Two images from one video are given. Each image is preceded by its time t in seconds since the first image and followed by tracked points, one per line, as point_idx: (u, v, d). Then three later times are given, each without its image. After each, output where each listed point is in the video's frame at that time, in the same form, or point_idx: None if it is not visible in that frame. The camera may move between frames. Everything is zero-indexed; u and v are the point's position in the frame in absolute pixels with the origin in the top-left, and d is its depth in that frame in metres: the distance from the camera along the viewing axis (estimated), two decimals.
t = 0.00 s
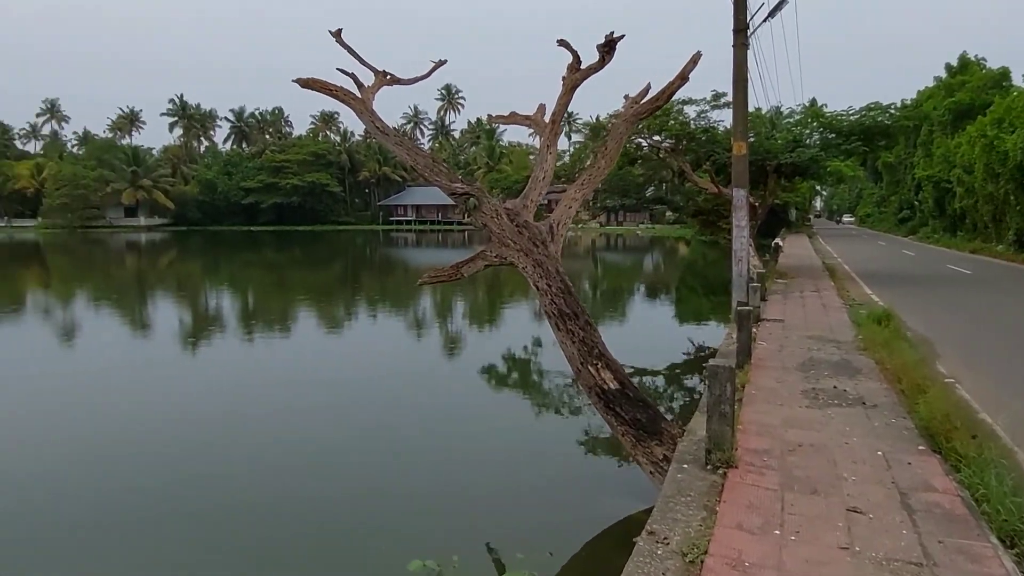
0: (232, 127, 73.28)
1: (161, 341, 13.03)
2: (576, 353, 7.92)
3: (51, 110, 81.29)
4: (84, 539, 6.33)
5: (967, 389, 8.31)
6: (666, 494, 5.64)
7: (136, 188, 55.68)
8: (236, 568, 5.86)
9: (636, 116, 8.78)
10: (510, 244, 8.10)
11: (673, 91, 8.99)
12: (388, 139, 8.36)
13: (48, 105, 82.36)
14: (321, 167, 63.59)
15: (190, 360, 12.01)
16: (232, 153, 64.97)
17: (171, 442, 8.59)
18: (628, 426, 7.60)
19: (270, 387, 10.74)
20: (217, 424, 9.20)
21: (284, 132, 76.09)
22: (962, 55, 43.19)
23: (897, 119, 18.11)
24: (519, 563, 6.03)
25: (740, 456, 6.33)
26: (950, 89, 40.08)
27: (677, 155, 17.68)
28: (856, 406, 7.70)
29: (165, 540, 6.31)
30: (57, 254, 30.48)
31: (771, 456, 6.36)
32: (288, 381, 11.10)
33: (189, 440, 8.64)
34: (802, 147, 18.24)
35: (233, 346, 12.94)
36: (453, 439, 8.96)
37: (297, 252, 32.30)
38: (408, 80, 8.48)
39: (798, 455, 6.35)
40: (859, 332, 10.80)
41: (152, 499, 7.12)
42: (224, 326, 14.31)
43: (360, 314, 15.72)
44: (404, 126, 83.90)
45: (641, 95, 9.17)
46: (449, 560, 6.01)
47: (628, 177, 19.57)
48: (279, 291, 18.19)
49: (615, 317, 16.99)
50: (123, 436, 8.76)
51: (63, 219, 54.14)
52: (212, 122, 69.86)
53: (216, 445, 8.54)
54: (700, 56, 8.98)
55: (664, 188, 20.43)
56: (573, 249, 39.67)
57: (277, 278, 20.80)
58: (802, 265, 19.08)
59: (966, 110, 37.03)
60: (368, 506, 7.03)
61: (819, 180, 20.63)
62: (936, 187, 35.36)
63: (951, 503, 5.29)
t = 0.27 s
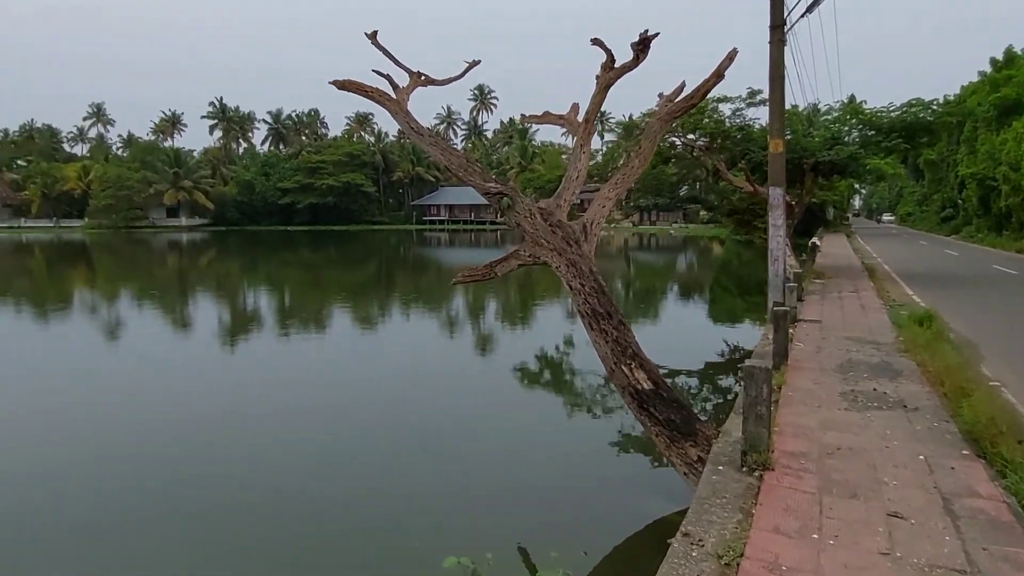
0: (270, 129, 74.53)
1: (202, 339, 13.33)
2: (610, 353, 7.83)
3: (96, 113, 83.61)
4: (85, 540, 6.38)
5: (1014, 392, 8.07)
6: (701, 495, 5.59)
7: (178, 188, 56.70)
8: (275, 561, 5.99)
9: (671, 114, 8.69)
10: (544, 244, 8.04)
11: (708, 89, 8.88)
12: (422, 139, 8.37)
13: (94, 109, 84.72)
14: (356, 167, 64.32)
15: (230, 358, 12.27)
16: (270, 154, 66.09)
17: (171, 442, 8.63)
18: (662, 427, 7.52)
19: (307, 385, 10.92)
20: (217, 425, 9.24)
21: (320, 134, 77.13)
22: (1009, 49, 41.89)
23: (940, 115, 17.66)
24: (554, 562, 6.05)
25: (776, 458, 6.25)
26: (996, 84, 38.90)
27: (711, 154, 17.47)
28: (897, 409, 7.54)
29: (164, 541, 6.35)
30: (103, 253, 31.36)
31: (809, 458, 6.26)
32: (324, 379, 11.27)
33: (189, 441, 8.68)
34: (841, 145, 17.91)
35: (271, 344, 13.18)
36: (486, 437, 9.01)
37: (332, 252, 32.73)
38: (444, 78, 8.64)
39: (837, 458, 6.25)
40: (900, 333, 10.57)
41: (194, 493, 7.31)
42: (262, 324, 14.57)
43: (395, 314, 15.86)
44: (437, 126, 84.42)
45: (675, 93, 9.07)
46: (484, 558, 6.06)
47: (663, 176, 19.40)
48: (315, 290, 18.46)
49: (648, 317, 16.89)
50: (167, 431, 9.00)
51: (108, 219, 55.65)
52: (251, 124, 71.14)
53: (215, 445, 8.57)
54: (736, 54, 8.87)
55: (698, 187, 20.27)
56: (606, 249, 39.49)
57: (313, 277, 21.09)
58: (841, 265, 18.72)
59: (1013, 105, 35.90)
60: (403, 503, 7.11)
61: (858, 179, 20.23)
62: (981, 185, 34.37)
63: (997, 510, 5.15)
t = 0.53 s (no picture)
0: (308, 131, 75.69)
1: (243, 337, 13.61)
2: (646, 353, 7.73)
3: (142, 117, 85.77)
4: (86, 539, 6.41)
5: None
6: (739, 497, 5.52)
7: (219, 189, 57.99)
8: (316, 555, 6.09)
9: (709, 112, 8.55)
10: (579, 243, 7.96)
11: (747, 86, 8.74)
12: (458, 138, 8.35)
13: (139, 111, 86.72)
14: (392, 168, 65.01)
15: (271, 356, 12.51)
16: (308, 155, 67.14)
17: (171, 442, 8.64)
18: (700, 428, 7.42)
19: (344, 382, 11.08)
20: (218, 424, 9.23)
21: (357, 134, 78.02)
22: None
23: (988, 111, 16.97)
24: (591, 562, 6.04)
25: (817, 461, 6.14)
26: None
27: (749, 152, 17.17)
28: (943, 413, 7.35)
29: (164, 540, 6.36)
30: (148, 252, 32.19)
31: (850, 462, 6.14)
32: (361, 377, 11.41)
33: (190, 440, 8.69)
34: (883, 141, 17.51)
35: (309, 342, 13.39)
36: (521, 436, 9.03)
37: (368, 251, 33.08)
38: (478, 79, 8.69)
39: (880, 462, 6.11)
40: (946, 335, 10.29)
41: (236, 486, 7.46)
42: (300, 322, 14.82)
43: (429, 312, 15.99)
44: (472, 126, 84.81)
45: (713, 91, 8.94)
46: (521, 556, 6.08)
47: (699, 175, 19.20)
48: (352, 289, 18.70)
49: (684, 317, 16.74)
50: (208, 425, 9.20)
51: (153, 219, 57.10)
52: (290, 126, 72.33)
53: (216, 445, 8.57)
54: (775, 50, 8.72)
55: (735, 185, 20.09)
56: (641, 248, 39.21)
57: (349, 276, 21.39)
58: (884, 265, 18.28)
59: None
60: (440, 500, 7.16)
61: (901, 176, 19.74)
62: None
63: None
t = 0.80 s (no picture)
0: (343, 131, 76.62)
1: (279, 335, 13.86)
2: (679, 353, 7.61)
3: (183, 119, 87.73)
4: (86, 539, 6.42)
5: None
6: (776, 500, 5.45)
7: (258, 190, 58.91)
8: (353, 550, 6.18)
9: (744, 109, 8.40)
10: (612, 243, 7.81)
11: (783, 83, 8.60)
12: (492, 139, 8.22)
13: (179, 114, 88.60)
14: (425, 168, 65.47)
15: (306, 354, 12.71)
16: (344, 156, 67.97)
17: (171, 442, 8.66)
18: (735, 429, 7.32)
19: (377, 380, 11.21)
20: (216, 425, 9.25)
21: (390, 135, 78.72)
22: None
23: None
24: (624, 562, 6.02)
25: (855, 464, 6.03)
26: None
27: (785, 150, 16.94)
28: (988, 417, 7.15)
29: (166, 540, 6.39)
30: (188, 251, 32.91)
31: (890, 466, 6.02)
32: (394, 375, 11.54)
33: (190, 440, 8.69)
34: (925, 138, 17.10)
35: (344, 341, 13.58)
36: (554, 435, 9.04)
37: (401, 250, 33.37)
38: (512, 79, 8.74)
39: (921, 466, 5.98)
40: (991, 337, 10.01)
41: (274, 480, 7.61)
42: (335, 321, 15.04)
43: (461, 312, 16.09)
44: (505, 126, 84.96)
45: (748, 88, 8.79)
46: (555, 555, 6.10)
47: (733, 174, 18.96)
48: (385, 288, 18.90)
49: (717, 317, 16.57)
50: (246, 421, 9.39)
51: (194, 219, 58.36)
52: (325, 127, 73.28)
53: (215, 445, 8.57)
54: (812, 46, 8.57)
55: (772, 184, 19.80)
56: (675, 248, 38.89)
57: (382, 275, 21.62)
58: (926, 265, 17.85)
59: None
60: (474, 498, 7.21)
61: (944, 174, 19.24)
62: None
63: None
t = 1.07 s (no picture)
0: (376, 132, 77.38)
1: (314, 333, 14.08)
2: (713, 354, 7.47)
3: (222, 121, 89.50)
4: (109, 533, 6.54)
5: None
6: (812, 503, 5.37)
7: (293, 190, 59.71)
8: (387, 545, 6.24)
9: (780, 106, 8.21)
10: (645, 242, 7.66)
11: (820, 79, 8.43)
12: (524, 138, 8.04)
13: (218, 116, 90.41)
14: (456, 167, 65.77)
15: (340, 352, 12.89)
16: (376, 156, 68.66)
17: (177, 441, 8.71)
18: (770, 430, 7.20)
19: (409, 379, 11.31)
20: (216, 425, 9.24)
21: (422, 135, 79.28)
22: None
23: None
24: (658, 562, 6.00)
25: (895, 468, 5.92)
26: None
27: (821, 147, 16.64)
28: None
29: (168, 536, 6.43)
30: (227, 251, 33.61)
31: (931, 470, 5.89)
32: (426, 374, 11.63)
33: (192, 440, 8.72)
34: (967, 134, 16.65)
35: (377, 339, 13.73)
36: (584, 435, 9.03)
37: (433, 250, 33.62)
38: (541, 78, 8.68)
39: (964, 471, 5.84)
40: None
41: (309, 475, 7.73)
42: (368, 319, 15.22)
43: (493, 311, 16.14)
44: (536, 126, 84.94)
45: (784, 84, 8.60)
46: (588, 554, 6.09)
47: (767, 172, 18.67)
48: (417, 287, 19.05)
49: (751, 317, 16.38)
50: (282, 417, 9.56)
51: (230, 219, 59.53)
52: (358, 128, 74.10)
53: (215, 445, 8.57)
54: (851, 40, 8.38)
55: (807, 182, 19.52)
56: (708, 247, 38.48)
57: (414, 274, 21.79)
58: (968, 264, 17.40)
59: None
60: (506, 496, 7.22)
61: (988, 171, 18.70)
62: None
63: None
